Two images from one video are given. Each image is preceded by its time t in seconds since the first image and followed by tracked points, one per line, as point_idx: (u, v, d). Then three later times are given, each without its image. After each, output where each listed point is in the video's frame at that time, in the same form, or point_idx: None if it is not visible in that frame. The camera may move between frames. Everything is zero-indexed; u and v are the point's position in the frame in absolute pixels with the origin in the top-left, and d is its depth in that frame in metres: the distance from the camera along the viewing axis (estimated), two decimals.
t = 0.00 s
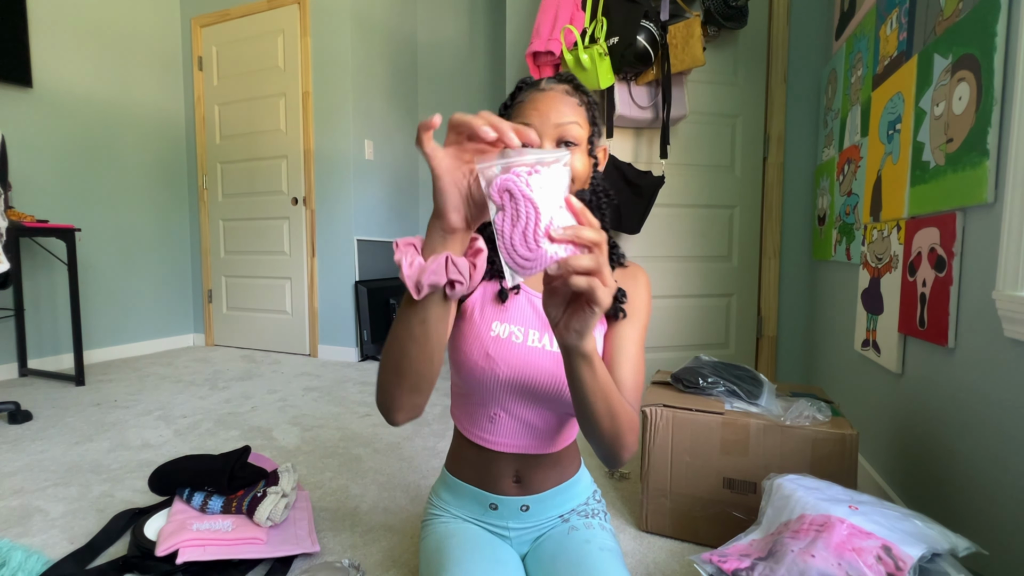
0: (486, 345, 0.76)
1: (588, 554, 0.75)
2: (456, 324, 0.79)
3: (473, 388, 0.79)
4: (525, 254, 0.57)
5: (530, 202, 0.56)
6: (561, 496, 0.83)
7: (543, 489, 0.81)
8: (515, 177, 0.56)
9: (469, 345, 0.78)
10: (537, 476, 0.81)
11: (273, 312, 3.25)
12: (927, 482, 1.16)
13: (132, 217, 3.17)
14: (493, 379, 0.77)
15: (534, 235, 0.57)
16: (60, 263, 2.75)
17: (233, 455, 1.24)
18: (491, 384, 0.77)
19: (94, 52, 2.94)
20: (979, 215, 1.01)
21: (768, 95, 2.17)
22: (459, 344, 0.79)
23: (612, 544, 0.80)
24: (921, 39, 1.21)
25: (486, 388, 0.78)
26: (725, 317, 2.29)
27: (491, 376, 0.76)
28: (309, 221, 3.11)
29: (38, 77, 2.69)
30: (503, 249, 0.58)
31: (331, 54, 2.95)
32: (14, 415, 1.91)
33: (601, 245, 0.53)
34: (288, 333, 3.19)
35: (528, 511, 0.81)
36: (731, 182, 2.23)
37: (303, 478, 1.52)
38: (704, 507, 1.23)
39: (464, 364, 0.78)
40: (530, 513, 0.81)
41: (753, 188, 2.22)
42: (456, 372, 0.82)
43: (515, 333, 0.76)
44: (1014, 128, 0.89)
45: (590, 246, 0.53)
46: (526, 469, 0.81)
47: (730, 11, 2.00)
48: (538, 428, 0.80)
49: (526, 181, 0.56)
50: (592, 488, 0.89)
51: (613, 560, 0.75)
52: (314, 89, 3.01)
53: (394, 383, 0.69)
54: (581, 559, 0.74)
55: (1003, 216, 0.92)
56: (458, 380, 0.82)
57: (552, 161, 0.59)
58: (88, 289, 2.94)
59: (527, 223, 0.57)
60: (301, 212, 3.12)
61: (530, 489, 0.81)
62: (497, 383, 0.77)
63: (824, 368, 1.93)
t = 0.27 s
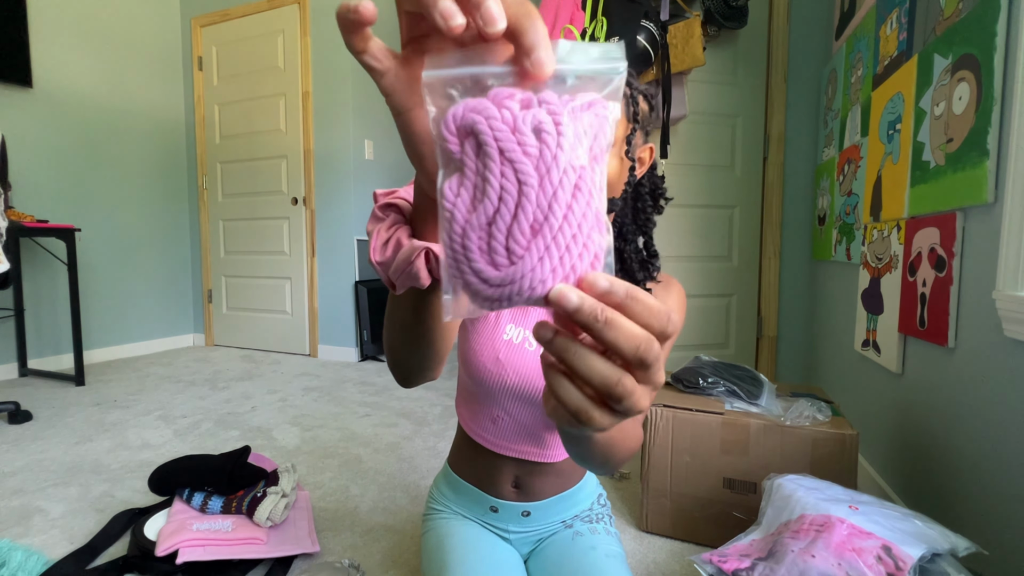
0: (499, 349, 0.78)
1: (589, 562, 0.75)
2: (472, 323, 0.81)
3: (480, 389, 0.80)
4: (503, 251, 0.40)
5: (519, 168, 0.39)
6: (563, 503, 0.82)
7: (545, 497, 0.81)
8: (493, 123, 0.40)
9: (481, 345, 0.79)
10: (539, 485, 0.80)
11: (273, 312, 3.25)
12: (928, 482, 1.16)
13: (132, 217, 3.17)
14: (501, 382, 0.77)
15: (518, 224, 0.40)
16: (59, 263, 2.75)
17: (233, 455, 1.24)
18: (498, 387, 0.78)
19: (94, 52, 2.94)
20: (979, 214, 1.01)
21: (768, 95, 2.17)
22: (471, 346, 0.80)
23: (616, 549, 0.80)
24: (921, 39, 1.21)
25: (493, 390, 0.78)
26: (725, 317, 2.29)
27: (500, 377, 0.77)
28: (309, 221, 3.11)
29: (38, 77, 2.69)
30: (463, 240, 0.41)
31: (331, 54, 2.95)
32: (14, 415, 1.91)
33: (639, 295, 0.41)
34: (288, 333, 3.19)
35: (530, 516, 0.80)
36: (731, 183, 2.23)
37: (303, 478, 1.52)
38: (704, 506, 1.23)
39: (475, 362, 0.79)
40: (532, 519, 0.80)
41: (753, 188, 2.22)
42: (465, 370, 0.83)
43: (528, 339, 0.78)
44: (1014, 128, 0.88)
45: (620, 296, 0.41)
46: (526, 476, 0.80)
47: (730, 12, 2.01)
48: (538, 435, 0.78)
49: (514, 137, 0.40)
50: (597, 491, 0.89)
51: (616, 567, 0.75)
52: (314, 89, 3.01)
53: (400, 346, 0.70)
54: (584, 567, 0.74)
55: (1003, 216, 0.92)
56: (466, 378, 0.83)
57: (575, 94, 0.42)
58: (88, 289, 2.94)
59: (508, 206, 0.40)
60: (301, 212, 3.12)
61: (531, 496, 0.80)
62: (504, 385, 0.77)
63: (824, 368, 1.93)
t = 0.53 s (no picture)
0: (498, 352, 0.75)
1: (588, 564, 0.75)
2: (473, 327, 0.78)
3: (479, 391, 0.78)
4: (451, 261, 0.41)
5: (472, 174, 0.40)
6: (562, 505, 0.82)
7: (543, 500, 0.80)
8: (449, 123, 0.40)
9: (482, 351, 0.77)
10: (537, 487, 0.79)
11: (273, 312, 3.24)
12: (927, 481, 1.16)
13: (132, 217, 3.17)
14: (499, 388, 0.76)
15: (466, 233, 0.40)
16: (59, 263, 2.75)
17: (233, 455, 1.24)
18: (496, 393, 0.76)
19: (94, 52, 2.94)
20: (979, 215, 1.01)
21: (768, 95, 2.17)
22: (473, 346, 0.78)
23: (616, 551, 0.80)
24: (922, 39, 1.21)
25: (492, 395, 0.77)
26: (726, 317, 2.29)
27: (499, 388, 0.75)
28: (309, 221, 3.10)
29: (37, 77, 2.69)
30: (410, 249, 0.42)
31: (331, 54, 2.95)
32: (14, 415, 1.91)
33: (592, 328, 0.40)
34: (288, 333, 3.19)
35: (528, 519, 0.80)
36: (731, 182, 2.23)
37: (303, 478, 1.52)
38: (704, 506, 1.23)
39: (476, 369, 0.78)
40: (530, 521, 0.80)
41: (753, 188, 2.22)
42: (467, 374, 0.81)
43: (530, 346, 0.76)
44: (1014, 128, 0.88)
45: (570, 327, 0.40)
46: (525, 480, 0.79)
47: (730, 12, 2.01)
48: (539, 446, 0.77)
49: (466, 143, 0.40)
50: (596, 493, 0.88)
51: (615, 567, 0.75)
52: (314, 89, 3.01)
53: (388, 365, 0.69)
54: (584, 568, 0.74)
55: (1003, 216, 0.92)
56: (468, 382, 0.82)
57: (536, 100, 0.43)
58: (88, 290, 2.94)
59: (457, 215, 0.40)
60: (301, 212, 3.12)
61: (529, 500, 0.80)
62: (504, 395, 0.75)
63: (824, 367, 1.93)
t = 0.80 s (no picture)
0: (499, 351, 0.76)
1: (588, 563, 0.74)
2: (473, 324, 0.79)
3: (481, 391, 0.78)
4: (426, 249, 0.45)
5: (438, 169, 0.44)
6: (562, 504, 0.82)
7: (543, 498, 0.80)
8: (417, 127, 0.44)
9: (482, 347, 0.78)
10: (537, 484, 0.80)
11: (273, 312, 3.24)
12: (927, 481, 1.16)
13: (132, 217, 3.17)
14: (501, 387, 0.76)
15: (437, 220, 0.44)
16: (59, 263, 2.75)
17: (233, 455, 1.24)
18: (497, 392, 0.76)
19: (94, 52, 2.94)
20: (979, 215, 1.01)
21: (768, 95, 2.17)
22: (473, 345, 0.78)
23: (616, 550, 0.80)
24: (922, 39, 1.21)
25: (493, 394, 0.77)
26: (726, 317, 2.29)
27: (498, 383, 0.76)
28: (309, 221, 3.10)
29: (37, 77, 2.69)
30: (391, 238, 0.45)
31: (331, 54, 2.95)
32: (14, 415, 1.91)
33: (549, 293, 0.43)
34: (288, 333, 3.19)
35: (528, 517, 0.80)
36: (732, 182, 2.23)
37: (303, 478, 1.52)
38: (704, 506, 1.23)
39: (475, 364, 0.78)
40: (531, 520, 0.80)
41: (753, 188, 2.22)
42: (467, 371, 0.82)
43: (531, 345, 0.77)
44: (1014, 128, 0.88)
45: (530, 294, 0.43)
46: (526, 476, 0.80)
47: (730, 12, 2.01)
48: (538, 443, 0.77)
49: (434, 143, 0.44)
50: (596, 493, 0.89)
51: (614, 566, 0.75)
52: (314, 89, 3.01)
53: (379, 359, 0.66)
54: (583, 566, 0.74)
55: (1003, 216, 0.92)
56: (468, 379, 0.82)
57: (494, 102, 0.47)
58: (88, 289, 2.94)
59: (430, 205, 0.44)
60: (301, 212, 3.12)
61: (530, 497, 0.80)
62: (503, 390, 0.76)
63: (825, 368, 1.93)
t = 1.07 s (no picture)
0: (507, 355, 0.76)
1: (591, 559, 0.75)
2: (479, 327, 0.79)
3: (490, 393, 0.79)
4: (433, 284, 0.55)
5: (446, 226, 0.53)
6: (566, 503, 0.83)
7: (546, 497, 0.81)
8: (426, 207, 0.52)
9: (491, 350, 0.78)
10: (542, 484, 0.81)
11: (273, 312, 3.24)
12: (927, 482, 1.16)
13: (132, 217, 3.16)
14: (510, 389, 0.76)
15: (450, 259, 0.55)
16: (59, 263, 2.75)
17: (233, 455, 1.24)
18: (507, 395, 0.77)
19: (94, 52, 2.94)
20: (979, 215, 1.01)
21: (768, 95, 2.17)
22: (480, 350, 0.79)
23: (617, 549, 0.80)
24: (922, 39, 1.21)
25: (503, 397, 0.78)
26: (726, 317, 2.29)
27: (509, 387, 0.76)
28: (309, 221, 3.10)
29: (37, 77, 2.69)
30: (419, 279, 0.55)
31: (331, 54, 2.95)
32: (14, 415, 1.91)
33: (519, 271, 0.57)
34: (288, 333, 3.19)
35: (532, 516, 0.81)
36: (732, 182, 2.23)
37: (303, 478, 1.52)
38: (704, 507, 1.23)
39: (485, 368, 0.78)
40: (533, 519, 0.81)
41: (753, 188, 2.22)
42: (474, 374, 0.82)
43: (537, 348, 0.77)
44: (1014, 128, 0.88)
45: (505, 275, 0.56)
46: (532, 475, 0.81)
47: (730, 11, 2.01)
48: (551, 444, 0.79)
49: (432, 214, 0.53)
50: (598, 494, 0.89)
51: (616, 564, 0.75)
52: (314, 89, 3.01)
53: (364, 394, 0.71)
54: (585, 564, 0.74)
55: (1003, 216, 0.92)
56: (474, 382, 0.82)
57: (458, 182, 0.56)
58: (88, 289, 2.94)
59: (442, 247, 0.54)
60: (301, 212, 3.12)
61: (535, 495, 0.81)
62: (516, 394, 0.76)
63: (825, 367, 1.93)
